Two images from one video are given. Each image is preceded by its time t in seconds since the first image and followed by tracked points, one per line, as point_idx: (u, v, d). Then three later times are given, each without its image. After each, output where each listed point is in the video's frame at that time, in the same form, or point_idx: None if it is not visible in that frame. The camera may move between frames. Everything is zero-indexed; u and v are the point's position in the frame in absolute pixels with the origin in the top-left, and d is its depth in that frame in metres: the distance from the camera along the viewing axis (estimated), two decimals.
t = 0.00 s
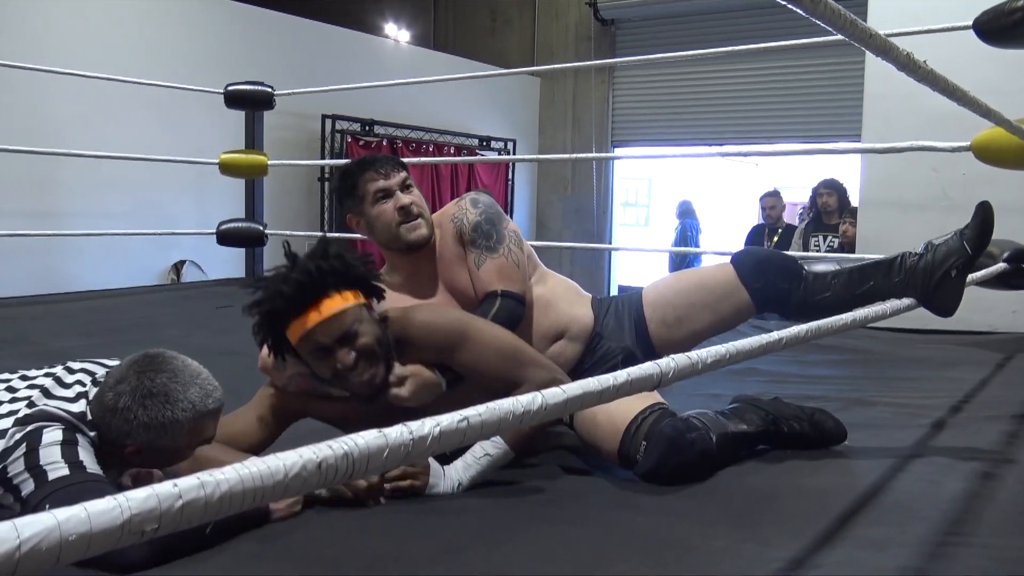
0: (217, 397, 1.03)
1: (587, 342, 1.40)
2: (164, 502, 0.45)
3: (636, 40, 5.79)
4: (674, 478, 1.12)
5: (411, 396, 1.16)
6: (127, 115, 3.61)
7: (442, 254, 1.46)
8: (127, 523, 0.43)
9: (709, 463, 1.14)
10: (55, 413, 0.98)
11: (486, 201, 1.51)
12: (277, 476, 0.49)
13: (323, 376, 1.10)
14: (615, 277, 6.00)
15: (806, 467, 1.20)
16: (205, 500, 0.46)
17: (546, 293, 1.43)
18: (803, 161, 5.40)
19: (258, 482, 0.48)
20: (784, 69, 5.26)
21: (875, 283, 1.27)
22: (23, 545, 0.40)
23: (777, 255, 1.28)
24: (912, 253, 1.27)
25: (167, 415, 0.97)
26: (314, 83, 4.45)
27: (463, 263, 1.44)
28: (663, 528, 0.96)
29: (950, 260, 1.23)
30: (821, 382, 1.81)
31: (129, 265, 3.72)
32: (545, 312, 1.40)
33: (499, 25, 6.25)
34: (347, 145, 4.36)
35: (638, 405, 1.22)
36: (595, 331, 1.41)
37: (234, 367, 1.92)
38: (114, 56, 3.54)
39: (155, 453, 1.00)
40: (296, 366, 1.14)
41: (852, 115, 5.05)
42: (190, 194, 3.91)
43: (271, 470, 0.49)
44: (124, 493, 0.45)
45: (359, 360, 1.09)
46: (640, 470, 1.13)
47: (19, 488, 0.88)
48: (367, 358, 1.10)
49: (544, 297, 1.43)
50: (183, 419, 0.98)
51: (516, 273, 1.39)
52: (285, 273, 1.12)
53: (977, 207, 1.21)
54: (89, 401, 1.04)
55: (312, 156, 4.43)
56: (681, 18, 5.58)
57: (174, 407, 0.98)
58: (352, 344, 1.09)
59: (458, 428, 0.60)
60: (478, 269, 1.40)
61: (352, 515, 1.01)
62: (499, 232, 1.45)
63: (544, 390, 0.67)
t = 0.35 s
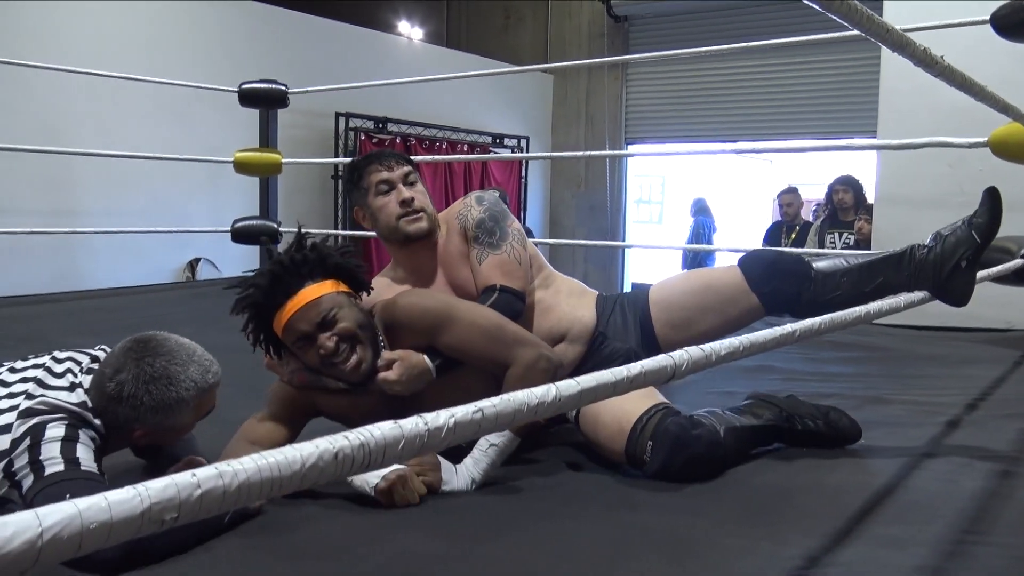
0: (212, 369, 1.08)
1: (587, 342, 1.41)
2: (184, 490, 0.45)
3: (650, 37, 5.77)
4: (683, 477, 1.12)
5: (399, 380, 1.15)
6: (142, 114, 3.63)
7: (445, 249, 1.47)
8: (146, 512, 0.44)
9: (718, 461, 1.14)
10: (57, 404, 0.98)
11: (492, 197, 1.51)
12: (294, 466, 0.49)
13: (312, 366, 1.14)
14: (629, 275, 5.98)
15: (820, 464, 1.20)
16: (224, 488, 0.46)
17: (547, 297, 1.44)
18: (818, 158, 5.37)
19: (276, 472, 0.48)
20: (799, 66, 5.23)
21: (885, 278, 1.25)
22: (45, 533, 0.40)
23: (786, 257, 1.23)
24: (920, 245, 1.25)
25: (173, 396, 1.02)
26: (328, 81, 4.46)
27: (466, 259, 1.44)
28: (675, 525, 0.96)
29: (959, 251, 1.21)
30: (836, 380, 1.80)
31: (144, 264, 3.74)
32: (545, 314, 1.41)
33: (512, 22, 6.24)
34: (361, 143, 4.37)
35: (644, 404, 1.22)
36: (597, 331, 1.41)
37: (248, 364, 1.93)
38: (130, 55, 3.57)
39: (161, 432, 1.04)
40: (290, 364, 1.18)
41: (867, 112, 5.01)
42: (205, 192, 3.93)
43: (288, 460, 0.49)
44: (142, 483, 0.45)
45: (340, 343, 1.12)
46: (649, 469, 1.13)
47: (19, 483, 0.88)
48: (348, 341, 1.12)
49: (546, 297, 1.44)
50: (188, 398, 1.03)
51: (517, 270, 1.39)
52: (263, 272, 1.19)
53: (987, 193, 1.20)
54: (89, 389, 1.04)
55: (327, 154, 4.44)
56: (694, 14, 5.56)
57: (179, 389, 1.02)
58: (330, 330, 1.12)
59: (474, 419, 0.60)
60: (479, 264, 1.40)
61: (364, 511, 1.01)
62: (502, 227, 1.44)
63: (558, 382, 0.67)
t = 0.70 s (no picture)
0: (233, 356, 1.10)
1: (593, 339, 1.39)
2: (195, 489, 0.45)
3: (660, 33, 5.76)
4: (694, 477, 1.12)
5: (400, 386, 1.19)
6: (153, 112, 3.65)
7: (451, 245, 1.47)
8: (160, 510, 0.44)
9: (728, 460, 1.14)
10: (85, 394, 0.98)
11: (499, 194, 1.50)
12: (304, 464, 0.50)
13: (309, 367, 1.14)
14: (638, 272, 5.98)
15: (830, 463, 1.20)
16: (235, 487, 0.47)
17: (551, 294, 1.43)
18: (829, 155, 5.35)
19: (287, 471, 0.49)
20: (809, 63, 5.21)
21: (894, 277, 1.25)
22: (59, 531, 0.40)
23: (800, 253, 1.22)
24: (931, 245, 1.24)
25: (193, 377, 1.04)
26: (338, 79, 4.46)
27: (469, 257, 1.44)
28: (686, 524, 0.96)
29: (970, 252, 1.21)
30: (847, 379, 1.79)
31: (155, 261, 3.76)
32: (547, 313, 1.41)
33: (522, 19, 6.24)
34: (370, 141, 4.38)
35: (653, 403, 1.22)
36: (603, 325, 1.40)
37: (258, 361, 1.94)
38: (141, 53, 3.58)
39: (179, 416, 1.06)
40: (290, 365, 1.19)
41: (877, 109, 4.99)
42: (216, 189, 3.94)
43: (299, 459, 0.50)
44: (155, 481, 0.45)
45: (336, 345, 1.12)
46: (659, 470, 1.13)
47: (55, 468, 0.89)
48: (345, 344, 1.13)
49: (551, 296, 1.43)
50: (208, 380, 1.05)
51: (520, 270, 1.38)
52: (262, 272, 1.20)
53: (1001, 194, 1.19)
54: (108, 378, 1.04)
55: (337, 151, 4.45)
56: (705, 11, 5.54)
57: (199, 370, 1.04)
58: (328, 332, 1.13)
59: (482, 419, 0.60)
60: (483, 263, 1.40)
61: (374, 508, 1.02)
62: (508, 227, 1.43)
63: (567, 382, 0.67)
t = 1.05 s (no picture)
0: (214, 341, 1.10)
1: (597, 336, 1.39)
2: (202, 482, 0.45)
3: (666, 31, 5.74)
4: (695, 475, 1.12)
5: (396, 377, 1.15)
6: (158, 106, 3.64)
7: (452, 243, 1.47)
8: (165, 503, 0.44)
9: (731, 457, 1.14)
10: (76, 377, 0.99)
11: (498, 189, 1.49)
12: (309, 459, 0.50)
13: (308, 358, 1.14)
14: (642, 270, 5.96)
15: (834, 462, 1.19)
16: (240, 482, 0.47)
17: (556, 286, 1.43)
18: (835, 153, 5.34)
19: (293, 464, 0.49)
20: (815, 60, 5.20)
21: (901, 276, 1.25)
22: (65, 524, 0.40)
23: (806, 249, 1.22)
24: (940, 243, 1.25)
25: (161, 353, 1.04)
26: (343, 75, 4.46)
27: (471, 252, 1.44)
28: (688, 521, 0.96)
29: (978, 252, 1.21)
30: (851, 377, 1.79)
31: (159, 256, 3.76)
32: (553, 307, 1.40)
33: (528, 15, 6.23)
34: (375, 137, 4.37)
35: (656, 400, 1.22)
36: (608, 323, 1.39)
37: (262, 356, 1.94)
38: (148, 48, 3.59)
39: (152, 395, 1.06)
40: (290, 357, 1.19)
41: (883, 107, 4.98)
42: (221, 184, 3.94)
43: (305, 453, 0.50)
44: (160, 474, 0.45)
45: (336, 335, 1.12)
46: (661, 467, 1.13)
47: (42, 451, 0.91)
48: (343, 335, 1.13)
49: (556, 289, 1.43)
50: (177, 356, 1.04)
51: (520, 264, 1.38)
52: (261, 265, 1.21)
53: (1010, 195, 1.19)
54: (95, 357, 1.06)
55: (342, 147, 4.44)
56: (710, 8, 5.53)
57: (169, 345, 1.04)
58: (326, 322, 1.13)
59: (487, 414, 0.60)
60: (484, 259, 1.40)
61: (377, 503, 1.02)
62: (508, 221, 1.43)
63: (571, 377, 0.67)
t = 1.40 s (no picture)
0: (211, 326, 1.12)
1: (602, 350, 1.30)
2: (210, 482, 0.45)
3: (667, 29, 5.74)
4: (702, 475, 1.12)
5: (408, 372, 1.16)
6: (160, 103, 3.64)
7: (467, 242, 1.48)
8: (172, 503, 0.44)
9: (736, 457, 1.14)
10: (76, 374, 0.99)
11: (517, 194, 1.51)
12: (316, 458, 0.50)
13: (327, 350, 1.15)
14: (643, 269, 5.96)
15: (837, 461, 1.20)
16: (248, 481, 0.47)
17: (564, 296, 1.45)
18: (836, 153, 5.33)
19: (299, 464, 0.49)
20: (817, 60, 5.19)
21: (907, 274, 1.25)
22: (73, 523, 0.40)
23: (809, 246, 1.22)
24: (943, 242, 1.25)
25: (162, 331, 1.05)
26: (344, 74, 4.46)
27: (490, 256, 1.45)
28: (691, 520, 0.95)
29: (982, 251, 1.21)
30: (853, 376, 1.79)
31: (160, 254, 3.76)
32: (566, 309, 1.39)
33: (530, 13, 6.23)
34: (377, 135, 4.37)
35: (664, 400, 1.22)
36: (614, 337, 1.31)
37: (265, 354, 1.94)
38: (151, 47, 3.59)
39: (154, 377, 1.07)
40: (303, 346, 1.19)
41: (884, 106, 4.97)
42: (223, 182, 3.94)
43: (312, 453, 0.50)
44: (167, 474, 0.45)
45: (359, 328, 1.15)
46: (666, 468, 1.13)
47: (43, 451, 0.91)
48: (366, 328, 1.15)
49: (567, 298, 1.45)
50: (178, 333, 1.06)
51: (539, 268, 1.38)
52: (285, 254, 1.20)
53: (1013, 194, 1.19)
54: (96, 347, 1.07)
55: (343, 146, 4.44)
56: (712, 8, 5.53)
57: (169, 324, 1.06)
58: (351, 315, 1.15)
59: (494, 414, 0.60)
60: (503, 261, 1.39)
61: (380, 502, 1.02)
62: (529, 227, 1.43)
63: (578, 377, 0.67)
